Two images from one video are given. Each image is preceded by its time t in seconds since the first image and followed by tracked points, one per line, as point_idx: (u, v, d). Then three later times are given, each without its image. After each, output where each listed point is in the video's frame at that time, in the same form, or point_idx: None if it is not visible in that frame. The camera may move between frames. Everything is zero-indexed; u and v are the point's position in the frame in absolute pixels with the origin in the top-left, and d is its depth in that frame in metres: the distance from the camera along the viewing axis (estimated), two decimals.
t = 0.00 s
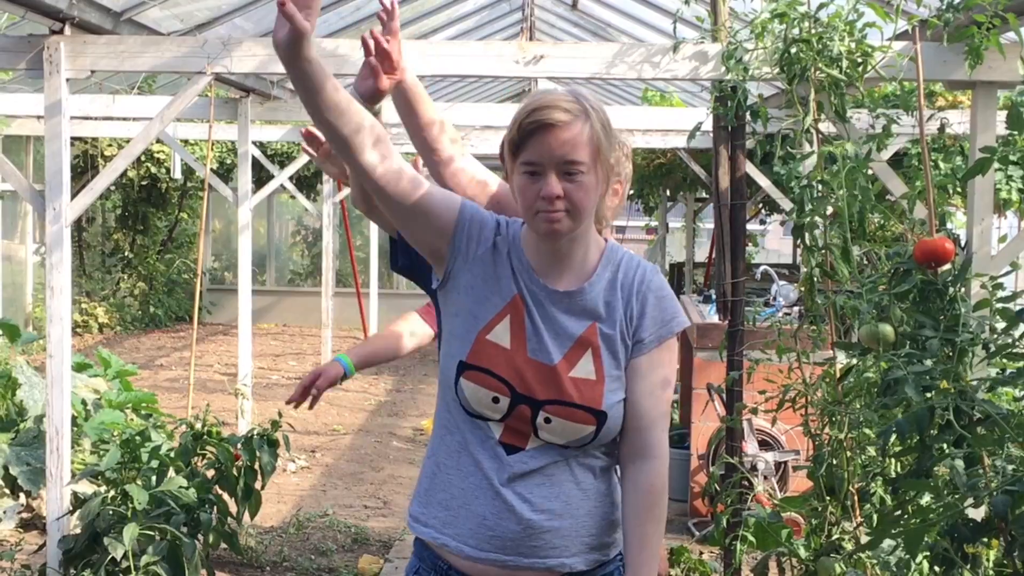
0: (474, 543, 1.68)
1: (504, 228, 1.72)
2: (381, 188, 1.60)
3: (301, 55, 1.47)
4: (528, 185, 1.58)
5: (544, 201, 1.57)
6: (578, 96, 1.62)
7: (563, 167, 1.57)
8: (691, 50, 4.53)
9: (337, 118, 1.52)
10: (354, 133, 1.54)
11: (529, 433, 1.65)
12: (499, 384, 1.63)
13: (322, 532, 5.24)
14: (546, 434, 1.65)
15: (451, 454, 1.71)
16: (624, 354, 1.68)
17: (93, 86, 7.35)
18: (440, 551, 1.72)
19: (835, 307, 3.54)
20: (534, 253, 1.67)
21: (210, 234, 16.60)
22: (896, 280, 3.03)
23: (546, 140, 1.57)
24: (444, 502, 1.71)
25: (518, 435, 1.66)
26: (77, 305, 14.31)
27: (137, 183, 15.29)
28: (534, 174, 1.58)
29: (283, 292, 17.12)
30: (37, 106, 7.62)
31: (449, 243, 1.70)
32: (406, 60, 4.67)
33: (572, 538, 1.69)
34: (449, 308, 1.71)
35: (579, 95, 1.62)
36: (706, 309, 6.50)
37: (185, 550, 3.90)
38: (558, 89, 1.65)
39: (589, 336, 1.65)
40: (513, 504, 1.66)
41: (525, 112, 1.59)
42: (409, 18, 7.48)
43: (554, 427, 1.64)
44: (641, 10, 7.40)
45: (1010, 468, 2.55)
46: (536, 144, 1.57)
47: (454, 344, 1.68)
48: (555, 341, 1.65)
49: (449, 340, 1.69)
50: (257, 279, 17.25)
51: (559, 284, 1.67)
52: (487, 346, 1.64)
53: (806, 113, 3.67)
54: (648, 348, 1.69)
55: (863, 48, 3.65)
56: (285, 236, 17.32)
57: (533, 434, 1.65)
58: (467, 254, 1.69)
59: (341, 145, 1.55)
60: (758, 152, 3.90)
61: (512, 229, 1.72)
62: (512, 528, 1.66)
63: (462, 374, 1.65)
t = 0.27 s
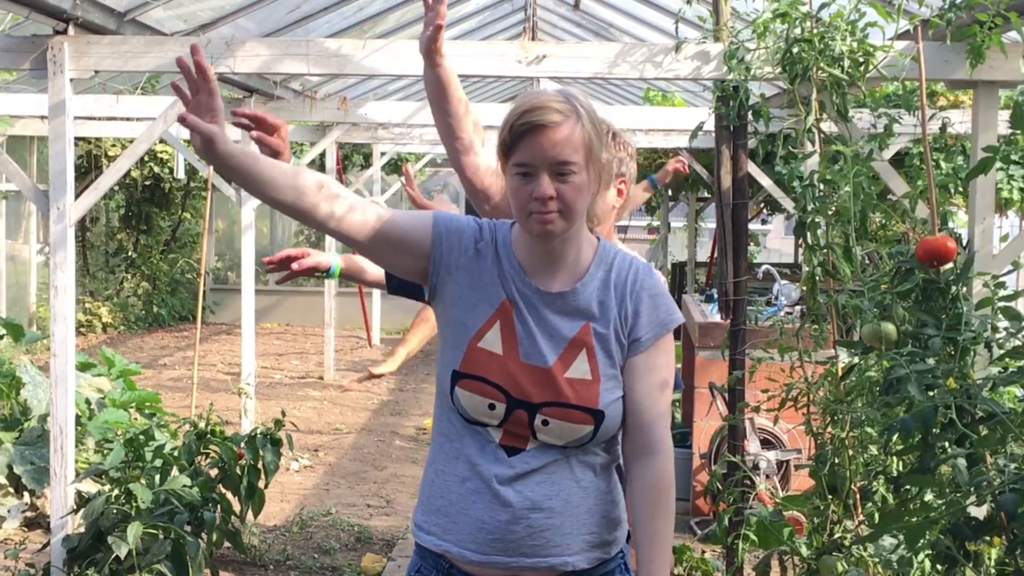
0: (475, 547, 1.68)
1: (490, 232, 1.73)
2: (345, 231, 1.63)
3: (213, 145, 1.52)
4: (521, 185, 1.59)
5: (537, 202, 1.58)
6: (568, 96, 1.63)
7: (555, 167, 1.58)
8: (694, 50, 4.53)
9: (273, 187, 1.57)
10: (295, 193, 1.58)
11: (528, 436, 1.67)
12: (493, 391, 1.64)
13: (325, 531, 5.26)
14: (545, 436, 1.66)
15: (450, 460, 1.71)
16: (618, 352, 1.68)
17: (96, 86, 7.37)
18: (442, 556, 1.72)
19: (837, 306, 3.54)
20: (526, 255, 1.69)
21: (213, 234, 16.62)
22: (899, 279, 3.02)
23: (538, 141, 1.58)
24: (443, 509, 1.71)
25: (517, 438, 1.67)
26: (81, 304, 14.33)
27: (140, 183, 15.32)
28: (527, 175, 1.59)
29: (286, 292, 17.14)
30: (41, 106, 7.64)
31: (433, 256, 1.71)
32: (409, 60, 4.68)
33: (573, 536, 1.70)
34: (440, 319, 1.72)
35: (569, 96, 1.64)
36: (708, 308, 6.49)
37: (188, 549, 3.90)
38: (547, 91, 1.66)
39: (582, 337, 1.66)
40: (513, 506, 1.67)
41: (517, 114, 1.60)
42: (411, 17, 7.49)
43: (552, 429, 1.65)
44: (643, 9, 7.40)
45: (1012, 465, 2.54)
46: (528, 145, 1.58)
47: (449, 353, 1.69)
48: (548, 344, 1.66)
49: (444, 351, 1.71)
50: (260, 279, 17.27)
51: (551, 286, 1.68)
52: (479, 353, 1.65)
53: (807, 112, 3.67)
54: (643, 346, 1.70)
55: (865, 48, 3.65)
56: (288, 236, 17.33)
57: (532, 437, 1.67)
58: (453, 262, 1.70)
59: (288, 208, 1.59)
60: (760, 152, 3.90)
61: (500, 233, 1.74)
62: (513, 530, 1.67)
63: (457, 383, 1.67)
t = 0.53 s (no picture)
0: (476, 549, 1.69)
1: (470, 236, 1.72)
2: (317, 273, 1.67)
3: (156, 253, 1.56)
4: (512, 187, 1.59)
5: (529, 202, 1.58)
6: (557, 96, 1.62)
7: (546, 167, 1.58)
8: (696, 50, 4.54)
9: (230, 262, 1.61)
10: (253, 257, 1.63)
11: (524, 438, 1.68)
12: (486, 397, 1.65)
13: (328, 530, 5.27)
14: (541, 437, 1.67)
15: (447, 463, 1.72)
16: (610, 349, 1.68)
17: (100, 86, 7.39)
18: (443, 561, 1.73)
19: (840, 305, 3.54)
20: (515, 257, 1.68)
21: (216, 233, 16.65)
22: (901, 278, 3.01)
23: (530, 141, 1.58)
24: (442, 513, 1.72)
25: (514, 439, 1.68)
26: (85, 303, 14.37)
27: (144, 183, 15.36)
28: (518, 176, 1.59)
29: (289, 291, 17.16)
30: (45, 107, 7.66)
31: (410, 271, 1.71)
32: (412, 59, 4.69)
33: (573, 535, 1.71)
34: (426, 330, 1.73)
35: (558, 96, 1.63)
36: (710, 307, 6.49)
37: (192, 547, 3.91)
38: (535, 90, 1.66)
39: (573, 336, 1.66)
40: (512, 506, 1.67)
41: (509, 113, 1.60)
42: (414, 17, 7.50)
43: (548, 430, 1.66)
44: (645, 9, 7.41)
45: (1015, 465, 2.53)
46: (519, 146, 1.58)
47: (439, 360, 1.70)
48: (538, 346, 1.66)
49: (434, 357, 1.71)
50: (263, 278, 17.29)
51: (539, 286, 1.68)
52: (469, 361, 1.66)
53: (810, 112, 3.67)
54: (637, 341, 1.69)
55: (867, 48, 3.64)
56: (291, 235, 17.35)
57: (527, 438, 1.68)
58: (433, 275, 1.70)
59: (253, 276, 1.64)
60: (762, 152, 3.91)
61: (485, 236, 1.73)
62: (514, 530, 1.68)
63: (449, 391, 1.68)
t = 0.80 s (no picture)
0: (474, 548, 1.71)
1: (448, 241, 1.72)
2: (301, 324, 1.65)
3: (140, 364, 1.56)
4: (501, 186, 1.60)
5: (517, 201, 1.59)
6: (545, 95, 1.64)
7: (533, 166, 1.59)
8: (698, 48, 4.55)
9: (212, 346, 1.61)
10: (230, 334, 1.62)
11: (517, 436, 1.68)
12: (476, 400, 1.65)
13: (330, 527, 5.29)
14: (534, 433, 1.68)
15: (443, 464, 1.73)
16: (599, 340, 1.68)
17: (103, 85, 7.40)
18: (443, 561, 1.75)
19: (841, 303, 3.54)
20: (500, 255, 1.68)
21: (219, 232, 16.67)
22: (902, 275, 3.02)
23: (519, 140, 1.58)
24: (439, 514, 1.73)
25: (508, 438, 1.69)
26: (87, 302, 14.39)
27: (147, 182, 15.38)
28: (506, 175, 1.60)
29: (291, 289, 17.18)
30: (48, 106, 7.67)
31: (389, 288, 1.70)
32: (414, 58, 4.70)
33: (571, 531, 1.73)
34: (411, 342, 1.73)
35: (544, 94, 1.64)
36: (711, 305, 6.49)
37: (194, 545, 3.92)
38: (519, 89, 1.66)
39: (561, 331, 1.67)
40: (509, 504, 1.69)
41: (496, 112, 1.60)
42: (416, 16, 7.51)
43: (540, 426, 1.67)
44: (646, 8, 7.41)
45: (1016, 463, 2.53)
46: (507, 145, 1.59)
47: (427, 367, 1.70)
48: (525, 344, 1.66)
49: (421, 363, 1.71)
50: (266, 276, 17.31)
51: (525, 284, 1.68)
52: (455, 364, 1.66)
53: (811, 111, 3.66)
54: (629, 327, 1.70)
55: (868, 46, 3.63)
56: (293, 234, 17.37)
57: (520, 436, 1.68)
58: (413, 289, 1.69)
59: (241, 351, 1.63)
60: (763, 151, 3.92)
61: (467, 237, 1.73)
62: (510, 528, 1.69)
63: (438, 397, 1.68)
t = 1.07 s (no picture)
0: (475, 547, 1.72)
1: (427, 245, 1.73)
2: (307, 369, 1.72)
3: (168, 460, 1.65)
4: (483, 184, 1.61)
5: (501, 199, 1.60)
6: (525, 92, 1.64)
7: (513, 162, 1.59)
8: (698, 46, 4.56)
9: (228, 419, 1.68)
10: (243, 401, 1.69)
11: (512, 431, 1.69)
12: (466, 399, 1.67)
13: (331, 524, 5.31)
14: (529, 425, 1.69)
15: (441, 465, 1.74)
16: (585, 323, 1.68)
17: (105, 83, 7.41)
18: (445, 560, 1.76)
19: (841, 301, 3.55)
20: (483, 253, 1.69)
21: (221, 229, 16.69)
22: (902, 273, 3.02)
23: (500, 137, 1.59)
24: (438, 514, 1.75)
25: (504, 434, 1.70)
26: (89, 299, 14.40)
27: (149, 180, 15.41)
28: (488, 172, 1.61)
29: (293, 287, 17.20)
30: (50, 104, 7.69)
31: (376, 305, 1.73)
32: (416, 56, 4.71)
33: (571, 526, 1.73)
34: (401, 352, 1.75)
35: (521, 90, 1.65)
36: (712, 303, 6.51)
37: (195, 541, 3.94)
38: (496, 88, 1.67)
39: (546, 319, 1.67)
40: (507, 500, 1.70)
41: (479, 111, 1.61)
42: (417, 14, 7.52)
43: (533, 417, 1.68)
44: (647, 6, 7.42)
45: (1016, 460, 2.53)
46: (487, 143, 1.60)
47: (418, 372, 1.72)
48: (511, 338, 1.67)
49: (413, 368, 1.73)
50: (268, 274, 17.33)
51: (509, 278, 1.68)
52: (443, 368, 1.68)
53: (811, 109, 3.65)
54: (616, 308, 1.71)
55: (868, 44, 3.63)
56: (295, 232, 17.39)
57: (516, 430, 1.69)
58: (398, 302, 1.71)
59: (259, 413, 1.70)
60: (763, 149, 3.93)
61: (446, 240, 1.74)
62: (509, 526, 1.70)
63: (431, 401, 1.70)
